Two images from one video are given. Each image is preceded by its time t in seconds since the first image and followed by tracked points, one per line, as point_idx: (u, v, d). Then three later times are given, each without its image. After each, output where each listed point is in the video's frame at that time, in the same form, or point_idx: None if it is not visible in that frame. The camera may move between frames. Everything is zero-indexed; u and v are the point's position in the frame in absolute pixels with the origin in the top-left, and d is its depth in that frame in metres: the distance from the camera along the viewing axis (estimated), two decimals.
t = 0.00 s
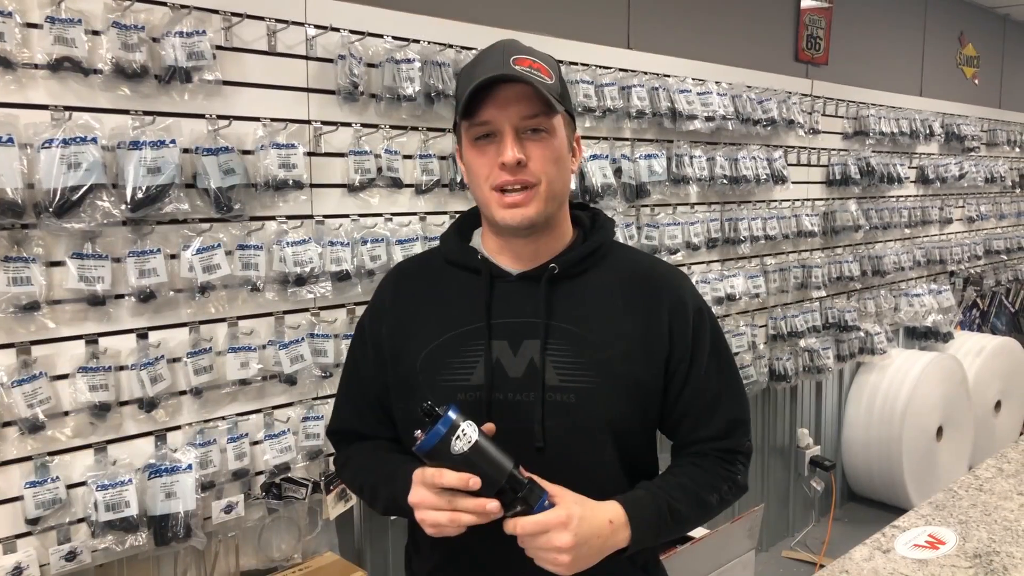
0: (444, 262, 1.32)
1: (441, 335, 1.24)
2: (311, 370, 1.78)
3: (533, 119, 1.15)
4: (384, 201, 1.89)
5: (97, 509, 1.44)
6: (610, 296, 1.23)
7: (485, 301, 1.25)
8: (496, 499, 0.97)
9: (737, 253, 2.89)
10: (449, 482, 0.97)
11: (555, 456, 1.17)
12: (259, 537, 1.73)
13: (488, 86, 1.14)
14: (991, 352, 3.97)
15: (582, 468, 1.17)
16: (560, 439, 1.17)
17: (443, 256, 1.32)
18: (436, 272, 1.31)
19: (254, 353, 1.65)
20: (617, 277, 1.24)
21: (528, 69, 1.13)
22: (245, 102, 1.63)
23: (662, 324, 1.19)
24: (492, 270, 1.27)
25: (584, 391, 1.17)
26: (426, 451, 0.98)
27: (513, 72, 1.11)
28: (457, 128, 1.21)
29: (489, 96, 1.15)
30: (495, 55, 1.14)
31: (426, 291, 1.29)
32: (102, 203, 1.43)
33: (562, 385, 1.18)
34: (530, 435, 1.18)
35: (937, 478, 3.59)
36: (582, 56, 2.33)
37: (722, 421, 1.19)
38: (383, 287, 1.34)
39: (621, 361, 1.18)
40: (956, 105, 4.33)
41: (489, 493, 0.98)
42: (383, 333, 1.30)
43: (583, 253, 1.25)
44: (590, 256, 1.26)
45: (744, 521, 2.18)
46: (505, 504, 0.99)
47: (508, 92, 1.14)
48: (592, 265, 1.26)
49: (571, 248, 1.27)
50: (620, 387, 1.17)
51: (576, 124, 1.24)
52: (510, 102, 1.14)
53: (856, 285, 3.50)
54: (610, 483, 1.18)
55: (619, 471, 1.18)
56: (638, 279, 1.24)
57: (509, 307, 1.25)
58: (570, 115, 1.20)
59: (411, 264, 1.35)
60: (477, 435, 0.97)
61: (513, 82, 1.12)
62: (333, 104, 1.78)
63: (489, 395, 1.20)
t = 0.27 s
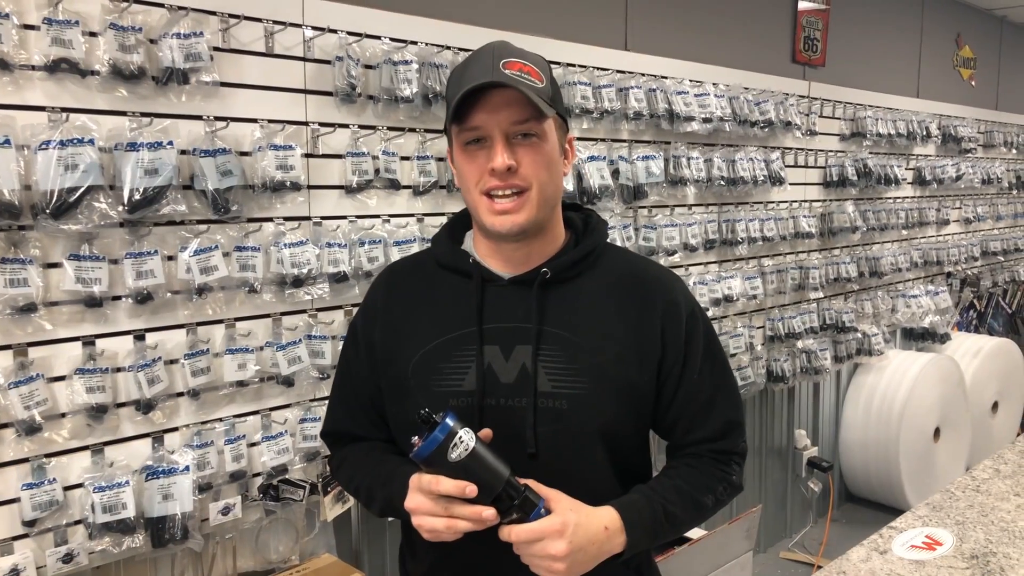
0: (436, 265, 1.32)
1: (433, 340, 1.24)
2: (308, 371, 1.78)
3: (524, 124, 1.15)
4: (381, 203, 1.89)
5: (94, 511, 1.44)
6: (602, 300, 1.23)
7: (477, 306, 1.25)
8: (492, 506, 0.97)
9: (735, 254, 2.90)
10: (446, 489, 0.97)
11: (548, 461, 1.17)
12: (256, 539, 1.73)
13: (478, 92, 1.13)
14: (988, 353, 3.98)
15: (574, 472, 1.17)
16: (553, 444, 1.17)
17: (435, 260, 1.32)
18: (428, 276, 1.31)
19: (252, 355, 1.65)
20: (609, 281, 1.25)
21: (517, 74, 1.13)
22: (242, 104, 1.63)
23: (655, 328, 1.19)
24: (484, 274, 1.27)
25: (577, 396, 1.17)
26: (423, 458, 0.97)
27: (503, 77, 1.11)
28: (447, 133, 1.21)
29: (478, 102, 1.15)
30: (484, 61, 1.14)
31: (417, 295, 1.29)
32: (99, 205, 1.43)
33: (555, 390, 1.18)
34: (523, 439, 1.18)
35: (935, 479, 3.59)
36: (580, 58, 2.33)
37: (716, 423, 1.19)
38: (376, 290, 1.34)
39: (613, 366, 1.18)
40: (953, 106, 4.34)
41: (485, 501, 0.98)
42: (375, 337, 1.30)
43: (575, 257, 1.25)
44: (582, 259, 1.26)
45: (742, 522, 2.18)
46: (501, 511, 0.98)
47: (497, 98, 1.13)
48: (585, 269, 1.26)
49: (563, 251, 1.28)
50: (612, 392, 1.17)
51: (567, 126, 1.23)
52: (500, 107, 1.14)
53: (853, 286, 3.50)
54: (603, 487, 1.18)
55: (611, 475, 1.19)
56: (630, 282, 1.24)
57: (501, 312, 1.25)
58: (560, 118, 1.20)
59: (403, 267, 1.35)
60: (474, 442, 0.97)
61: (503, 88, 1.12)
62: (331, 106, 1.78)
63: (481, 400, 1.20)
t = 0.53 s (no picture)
0: (432, 266, 1.32)
1: (430, 342, 1.24)
2: (307, 372, 1.78)
3: (522, 127, 1.14)
4: (380, 203, 1.89)
5: (92, 512, 1.43)
6: (600, 302, 1.23)
7: (474, 308, 1.24)
8: (489, 509, 0.97)
9: (733, 254, 2.90)
10: (443, 493, 0.96)
11: (546, 464, 1.18)
12: (254, 539, 1.73)
13: (476, 95, 1.13)
14: (986, 353, 3.98)
15: (572, 475, 1.17)
16: (550, 447, 1.17)
17: (432, 261, 1.32)
18: (424, 277, 1.31)
19: (250, 355, 1.65)
20: (606, 284, 1.25)
21: (516, 77, 1.12)
22: (240, 104, 1.63)
23: (652, 330, 1.19)
24: (482, 277, 1.27)
25: (574, 399, 1.18)
26: (419, 461, 0.96)
27: (501, 81, 1.11)
28: (445, 135, 1.21)
29: (477, 105, 1.14)
30: (483, 63, 1.14)
31: (414, 297, 1.29)
32: (97, 205, 1.43)
33: (552, 393, 1.18)
34: (520, 442, 1.18)
35: (933, 479, 3.59)
36: (578, 58, 2.33)
37: (713, 424, 1.19)
38: (371, 291, 1.34)
39: (610, 368, 1.18)
40: (951, 107, 4.34)
41: (483, 503, 0.97)
42: (371, 339, 1.30)
43: (573, 259, 1.25)
44: (580, 262, 1.26)
45: (741, 522, 2.18)
46: (498, 513, 0.98)
47: (496, 101, 1.13)
48: (583, 271, 1.26)
49: (560, 253, 1.28)
50: (609, 395, 1.17)
51: (566, 129, 1.23)
52: (498, 110, 1.13)
53: (852, 286, 3.51)
54: (601, 489, 1.18)
55: (609, 477, 1.19)
56: (628, 284, 1.24)
57: (498, 314, 1.25)
58: (558, 121, 1.20)
59: (399, 268, 1.34)
60: (470, 445, 0.96)
61: (502, 91, 1.12)
62: (329, 106, 1.78)
63: (479, 403, 1.20)
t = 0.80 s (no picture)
0: (430, 263, 1.32)
1: (430, 340, 1.24)
2: (305, 369, 1.78)
3: (523, 123, 1.14)
4: (378, 201, 1.89)
5: (89, 509, 1.43)
6: (599, 297, 1.23)
7: (474, 305, 1.24)
8: (490, 499, 0.97)
9: (731, 252, 2.90)
10: (443, 483, 0.97)
11: (547, 460, 1.18)
12: (252, 537, 1.73)
13: (477, 90, 1.13)
14: (983, 350, 3.99)
15: (573, 470, 1.17)
16: (551, 443, 1.17)
17: (430, 258, 1.32)
18: (422, 275, 1.31)
19: (248, 352, 1.65)
20: (605, 279, 1.25)
21: (516, 73, 1.12)
22: (238, 101, 1.62)
23: (651, 324, 1.20)
24: (481, 274, 1.27)
25: (574, 395, 1.18)
26: (418, 453, 0.97)
27: (503, 76, 1.11)
28: (444, 131, 1.21)
29: (477, 100, 1.14)
30: (483, 58, 1.14)
31: (412, 294, 1.29)
32: (94, 202, 1.42)
33: (552, 389, 1.18)
34: (521, 439, 1.18)
35: (931, 476, 3.60)
36: (576, 56, 2.33)
37: (712, 418, 1.19)
38: (369, 290, 1.33)
39: (610, 364, 1.18)
40: (950, 104, 4.35)
41: (483, 493, 0.97)
42: (369, 337, 1.30)
43: (573, 255, 1.25)
44: (579, 257, 1.26)
45: (738, 519, 2.18)
46: (499, 503, 0.98)
47: (497, 96, 1.13)
48: (582, 266, 1.26)
49: (560, 249, 1.28)
50: (610, 390, 1.17)
51: (566, 125, 1.23)
52: (499, 106, 1.13)
53: (850, 284, 3.51)
54: (602, 485, 1.18)
55: (609, 473, 1.19)
56: (627, 279, 1.24)
57: (498, 311, 1.24)
58: (559, 117, 1.20)
59: (396, 266, 1.34)
60: (469, 435, 0.97)
61: (503, 86, 1.12)
62: (327, 103, 1.77)
63: (479, 400, 1.20)
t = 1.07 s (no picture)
0: (429, 264, 1.32)
1: (429, 340, 1.24)
2: (302, 370, 1.78)
3: (520, 125, 1.14)
4: (376, 201, 1.88)
5: (87, 510, 1.43)
6: (597, 298, 1.23)
7: (473, 305, 1.24)
8: (491, 497, 0.97)
9: (729, 252, 2.90)
10: (444, 480, 0.96)
11: (545, 460, 1.18)
12: (250, 537, 1.73)
13: (474, 93, 1.13)
14: (981, 351, 4.00)
15: (571, 471, 1.17)
16: (549, 443, 1.17)
17: (429, 259, 1.32)
18: (421, 275, 1.31)
19: (245, 353, 1.65)
20: (603, 280, 1.25)
21: (514, 75, 1.12)
22: (236, 101, 1.62)
23: (649, 325, 1.20)
24: (480, 274, 1.27)
25: (573, 395, 1.18)
26: (418, 449, 0.97)
27: (500, 78, 1.11)
28: (442, 133, 1.21)
29: (475, 103, 1.14)
30: (480, 61, 1.14)
31: (411, 295, 1.29)
32: (92, 203, 1.42)
33: (551, 390, 1.18)
34: (520, 439, 1.18)
35: (928, 476, 3.61)
36: (574, 56, 2.33)
37: (709, 418, 1.19)
38: (368, 290, 1.33)
39: (608, 365, 1.18)
40: (948, 105, 4.35)
41: (484, 491, 0.97)
42: (368, 337, 1.30)
43: (571, 256, 1.25)
44: (577, 259, 1.26)
45: (736, 520, 2.18)
46: (499, 501, 0.98)
47: (494, 98, 1.13)
48: (580, 268, 1.26)
49: (558, 250, 1.28)
50: (607, 391, 1.17)
51: (563, 126, 1.23)
52: (497, 108, 1.13)
53: (848, 284, 3.51)
54: (599, 485, 1.18)
55: (607, 473, 1.19)
56: (625, 280, 1.24)
57: (497, 311, 1.24)
58: (556, 118, 1.20)
59: (395, 266, 1.34)
60: (470, 432, 0.96)
61: (501, 88, 1.12)
62: (325, 103, 1.77)
63: (478, 401, 1.20)
